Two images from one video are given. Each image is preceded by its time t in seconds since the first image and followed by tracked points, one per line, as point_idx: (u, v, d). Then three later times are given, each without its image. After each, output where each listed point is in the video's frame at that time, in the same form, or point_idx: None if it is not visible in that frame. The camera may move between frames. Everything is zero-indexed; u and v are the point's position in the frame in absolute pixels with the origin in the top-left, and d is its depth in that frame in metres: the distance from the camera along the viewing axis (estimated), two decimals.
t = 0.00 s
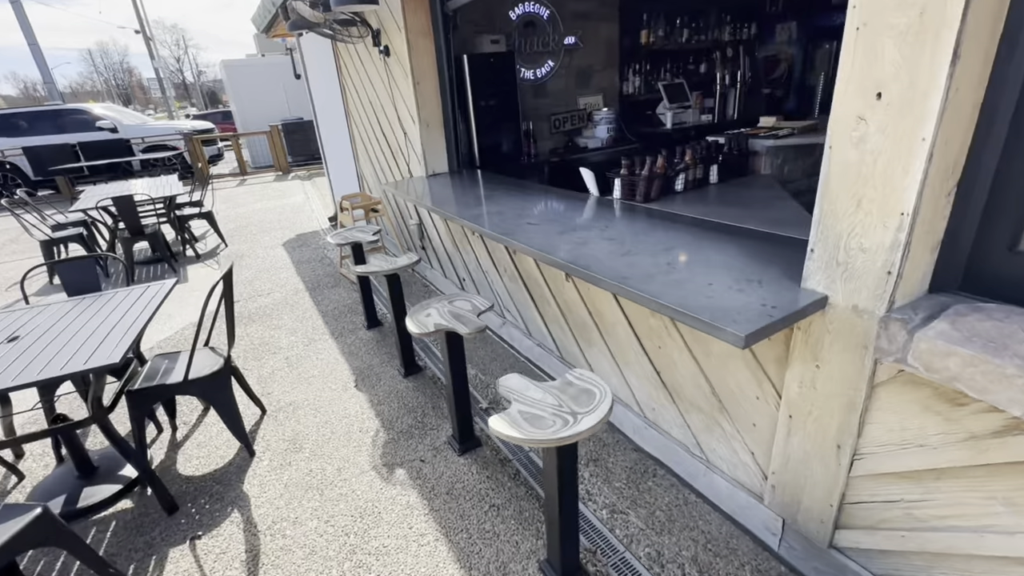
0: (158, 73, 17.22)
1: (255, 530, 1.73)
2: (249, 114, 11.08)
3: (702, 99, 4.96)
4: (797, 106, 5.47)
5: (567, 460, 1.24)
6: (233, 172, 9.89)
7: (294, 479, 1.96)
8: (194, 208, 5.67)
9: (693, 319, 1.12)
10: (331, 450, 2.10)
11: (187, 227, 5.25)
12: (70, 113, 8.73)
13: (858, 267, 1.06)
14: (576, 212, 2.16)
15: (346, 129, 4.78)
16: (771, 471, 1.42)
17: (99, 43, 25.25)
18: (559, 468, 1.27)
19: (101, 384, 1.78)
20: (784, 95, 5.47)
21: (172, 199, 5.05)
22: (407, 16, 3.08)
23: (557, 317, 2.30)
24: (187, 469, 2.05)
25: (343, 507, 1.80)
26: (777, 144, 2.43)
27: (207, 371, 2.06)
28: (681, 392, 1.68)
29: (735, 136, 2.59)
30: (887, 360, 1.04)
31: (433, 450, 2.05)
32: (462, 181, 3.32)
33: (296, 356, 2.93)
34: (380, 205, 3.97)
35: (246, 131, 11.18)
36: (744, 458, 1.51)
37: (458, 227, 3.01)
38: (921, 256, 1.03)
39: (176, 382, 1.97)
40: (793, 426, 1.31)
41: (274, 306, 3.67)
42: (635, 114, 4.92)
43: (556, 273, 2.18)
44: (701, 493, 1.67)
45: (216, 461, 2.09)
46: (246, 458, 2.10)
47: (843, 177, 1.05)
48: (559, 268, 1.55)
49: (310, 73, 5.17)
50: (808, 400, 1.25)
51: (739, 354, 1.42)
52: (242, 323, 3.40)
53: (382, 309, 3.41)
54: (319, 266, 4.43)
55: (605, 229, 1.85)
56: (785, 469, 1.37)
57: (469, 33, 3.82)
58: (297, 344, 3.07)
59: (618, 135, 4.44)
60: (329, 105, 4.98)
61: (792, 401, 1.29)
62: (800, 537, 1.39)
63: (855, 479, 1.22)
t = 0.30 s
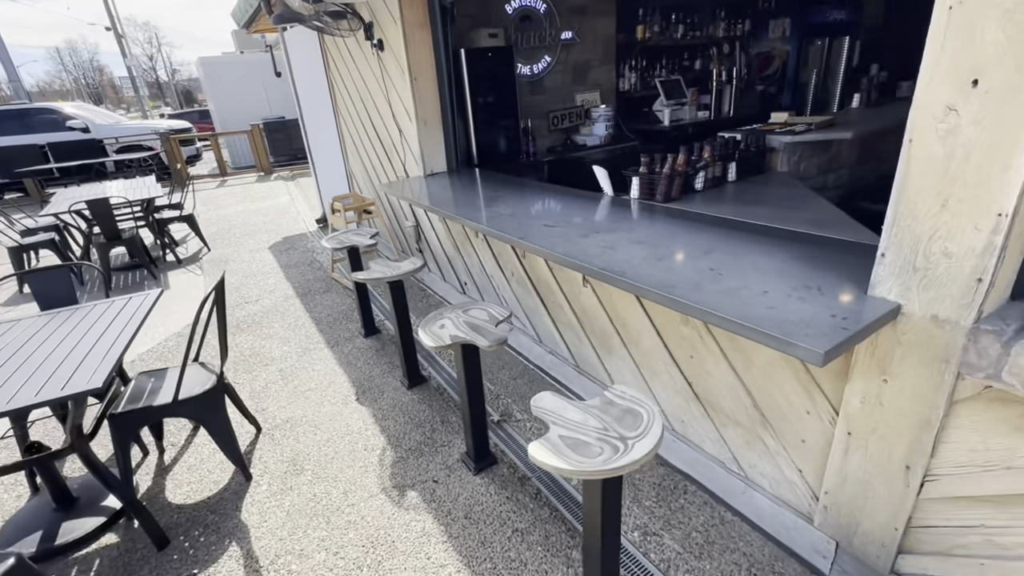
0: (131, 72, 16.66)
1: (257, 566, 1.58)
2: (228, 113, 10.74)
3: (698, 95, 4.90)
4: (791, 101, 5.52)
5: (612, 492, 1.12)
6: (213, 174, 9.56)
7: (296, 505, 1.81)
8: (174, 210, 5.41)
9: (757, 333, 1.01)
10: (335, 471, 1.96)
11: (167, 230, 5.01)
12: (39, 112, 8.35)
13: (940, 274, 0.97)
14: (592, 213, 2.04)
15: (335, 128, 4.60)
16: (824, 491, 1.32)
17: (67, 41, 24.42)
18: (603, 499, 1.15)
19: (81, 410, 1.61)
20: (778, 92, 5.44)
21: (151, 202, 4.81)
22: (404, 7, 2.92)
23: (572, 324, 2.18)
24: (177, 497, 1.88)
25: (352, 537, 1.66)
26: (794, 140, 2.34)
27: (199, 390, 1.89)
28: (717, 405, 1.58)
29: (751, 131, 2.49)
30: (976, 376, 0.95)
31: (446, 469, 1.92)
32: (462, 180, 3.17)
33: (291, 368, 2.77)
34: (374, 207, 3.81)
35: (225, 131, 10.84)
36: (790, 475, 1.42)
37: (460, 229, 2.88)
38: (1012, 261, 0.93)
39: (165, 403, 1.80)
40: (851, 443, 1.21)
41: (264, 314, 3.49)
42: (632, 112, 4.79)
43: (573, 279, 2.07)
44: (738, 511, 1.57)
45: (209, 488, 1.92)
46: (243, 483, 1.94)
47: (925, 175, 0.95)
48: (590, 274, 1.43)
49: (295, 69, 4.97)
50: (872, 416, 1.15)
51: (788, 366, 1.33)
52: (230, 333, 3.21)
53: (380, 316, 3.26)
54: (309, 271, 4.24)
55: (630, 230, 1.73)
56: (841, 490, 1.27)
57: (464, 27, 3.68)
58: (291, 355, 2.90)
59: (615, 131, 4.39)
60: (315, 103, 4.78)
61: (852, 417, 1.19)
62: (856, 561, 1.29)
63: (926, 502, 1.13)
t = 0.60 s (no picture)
0: (101, 72, 16.11)
1: None
2: (205, 115, 10.42)
3: (690, 96, 4.85)
4: (780, 102, 5.54)
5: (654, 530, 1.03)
6: (190, 177, 9.26)
7: (295, 538, 1.68)
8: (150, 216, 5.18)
9: (815, 356, 0.93)
10: (335, 499, 1.83)
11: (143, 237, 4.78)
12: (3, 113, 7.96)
13: (1013, 289, 0.90)
14: (603, 220, 1.96)
15: (321, 131, 4.44)
16: (868, 516, 1.25)
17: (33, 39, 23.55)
18: (643, 538, 1.06)
19: (55, 445, 1.46)
20: (767, 92, 5.44)
21: (126, 207, 4.59)
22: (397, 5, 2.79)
23: (582, 336, 2.09)
24: (164, 532, 1.74)
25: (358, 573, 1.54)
26: (804, 143, 2.29)
27: (187, 414, 1.75)
28: (745, 423, 1.50)
29: (759, 133, 2.43)
30: None
31: (455, 494, 1.81)
32: (457, 184, 3.06)
33: (281, 384, 2.62)
34: (364, 212, 3.67)
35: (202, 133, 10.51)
36: (827, 498, 1.34)
37: (458, 236, 2.77)
38: None
39: (150, 431, 1.65)
40: (900, 467, 1.14)
41: (250, 326, 3.33)
42: (625, 113, 4.73)
43: (584, 289, 1.97)
44: (768, 534, 1.49)
45: (198, 520, 1.78)
46: (235, 515, 1.80)
47: (998, 184, 0.87)
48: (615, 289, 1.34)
49: (277, 69, 4.79)
50: (926, 440, 1.08)
51: (828, 385, 1.25)
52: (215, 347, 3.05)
53: (373, 327, 3.13)
54: (296, 279, 4.08)
55: (649, 239, 1.64)
56: (888, 515, 1.20)
57: (456, 27, 3.55)
58: (280, 370, 2.76)
59: (609, 133, 4.36)
60: (300, 104, 4.61)
61: (902, 440, 1.12)
62: None
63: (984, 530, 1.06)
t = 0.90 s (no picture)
0: (66, 73, 15.52)
1: None
2: (177, 117, 10.05)
3: (678, 98, 4.79)
4: (765, 103, 5.53)
5: None
6: (161, 181, 8.91)
7: None
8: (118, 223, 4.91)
9: (872, 385, 0.83)
10: (324, 534, 1.69)
11: (111, 245, 4.53)
12: None
13: None
14: (607, 227, 1.85)
15: (300, 134, 4.26)
16: (908, 547, 1.16)
17: None
18: None
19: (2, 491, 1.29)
20: (753, 94, 5.44)
21: (92, 214, 4.34)
22: None
23: (586, 349, 1.98)
24: None
25: None
26: (809, 145, 2.23)
27: (157, 445, 1.58)
28: (767, 444, 1.41)
29: (760, 135, 2.36)
30: None
31: (455, 525, 1.68)
32: (446, 188, 2.93)
33: (261, 404, 2.45)
34: (347, 218, 3.50)
35: (174, 135, 10.14)
36: (860, 525, 1.25)
37: (449, 244, 2.64)
38: None
39: (113, 467, 1.49)
40: (948, 496, 1.05)
41: (227, 340, 3.13)
42: (613, 115, 4.65)
43: (587, 300, 1.86)
44: (793, 562, 1.41)
45: (170, 562, 1.62)
46: (213, 555, 1.64)
47: None
48: (632, 304, 1.23)
49: (253, 69, 4.59)
50: (978, 468, 0.99)
51: (863, 406, 1.16)
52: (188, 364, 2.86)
53: (360, 339, 2.97)
54: (275, 288, 3.89)
55: (660, 247, 1.54)
56: (933, 546, 1.11)
57: (442, 25, 3.42)
58: (260, 388, 2.58)
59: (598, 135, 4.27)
60: (277, 106, 4.42)
61: (951, 467, 1.03)
62: None
63: None
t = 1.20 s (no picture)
0: (25, 74, 14.84)
1: None
2: (144, 120, 9.65)
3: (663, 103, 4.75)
4: (748, 110, 5.35)
5: None
6: (128, 187, 8.53)
7: None
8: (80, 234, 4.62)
9: (939, 435, 0.73)
10: None
11: (71, 258, 4.25)
12: None
13: None
14: (608, 242, 1.75)
15: (276, 140, 4.07)
16: None
17: None
18: None
19: None
20: (735, 100, 5.33)
21: (50, 225, 4.07)
22: None
23: (586, 371, 1.87)
24: None
25: None
26: (809, 155, 2.17)
27: (117, 493, 1.41)
28: (787, 476, 1.32)
29: (757, 143, 2.31)
30: None
31: (450, 568, 1.54)
32: (432, 197, 2.80)
33: (235, 433, 2.27)
34: (327, 228, 3.34)
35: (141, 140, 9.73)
36: (893, 567, 1.17)
37: (436, 257, 2.51)
38: None
39: (65, 521, 1.32)
40: (995, 541, 0.97)
41: (197, 361, 2.93)
42: (599, 120, 4.58)
43: (588, 321, 1.76)
44: None
45: None
46: None
47: None
48: (648, 333, 1.13)
49: (224, 72, 4.38)
50: None
51: (897, 441, 1.07)
52: (155, 389, 2.65)
53: (341, 358, 2.81)
54: (250, 303, 3.69)
55: (669, 266, 1.44)
56: None
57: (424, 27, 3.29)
58: (234, 415, 2.40)
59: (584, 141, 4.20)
60: (250, 110, 4.22)
61: (1000, 511, 0.94)
62: None
63: None
